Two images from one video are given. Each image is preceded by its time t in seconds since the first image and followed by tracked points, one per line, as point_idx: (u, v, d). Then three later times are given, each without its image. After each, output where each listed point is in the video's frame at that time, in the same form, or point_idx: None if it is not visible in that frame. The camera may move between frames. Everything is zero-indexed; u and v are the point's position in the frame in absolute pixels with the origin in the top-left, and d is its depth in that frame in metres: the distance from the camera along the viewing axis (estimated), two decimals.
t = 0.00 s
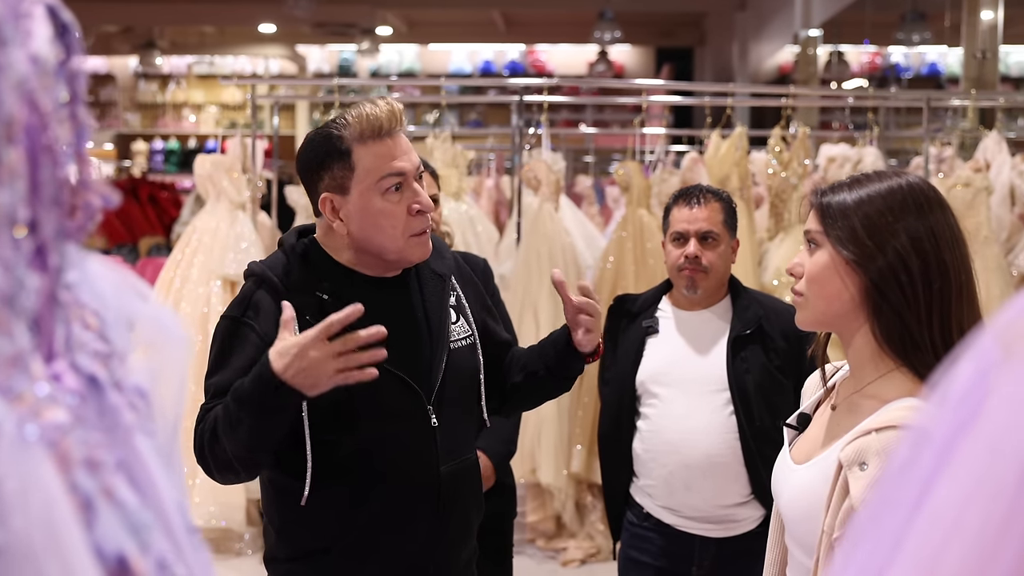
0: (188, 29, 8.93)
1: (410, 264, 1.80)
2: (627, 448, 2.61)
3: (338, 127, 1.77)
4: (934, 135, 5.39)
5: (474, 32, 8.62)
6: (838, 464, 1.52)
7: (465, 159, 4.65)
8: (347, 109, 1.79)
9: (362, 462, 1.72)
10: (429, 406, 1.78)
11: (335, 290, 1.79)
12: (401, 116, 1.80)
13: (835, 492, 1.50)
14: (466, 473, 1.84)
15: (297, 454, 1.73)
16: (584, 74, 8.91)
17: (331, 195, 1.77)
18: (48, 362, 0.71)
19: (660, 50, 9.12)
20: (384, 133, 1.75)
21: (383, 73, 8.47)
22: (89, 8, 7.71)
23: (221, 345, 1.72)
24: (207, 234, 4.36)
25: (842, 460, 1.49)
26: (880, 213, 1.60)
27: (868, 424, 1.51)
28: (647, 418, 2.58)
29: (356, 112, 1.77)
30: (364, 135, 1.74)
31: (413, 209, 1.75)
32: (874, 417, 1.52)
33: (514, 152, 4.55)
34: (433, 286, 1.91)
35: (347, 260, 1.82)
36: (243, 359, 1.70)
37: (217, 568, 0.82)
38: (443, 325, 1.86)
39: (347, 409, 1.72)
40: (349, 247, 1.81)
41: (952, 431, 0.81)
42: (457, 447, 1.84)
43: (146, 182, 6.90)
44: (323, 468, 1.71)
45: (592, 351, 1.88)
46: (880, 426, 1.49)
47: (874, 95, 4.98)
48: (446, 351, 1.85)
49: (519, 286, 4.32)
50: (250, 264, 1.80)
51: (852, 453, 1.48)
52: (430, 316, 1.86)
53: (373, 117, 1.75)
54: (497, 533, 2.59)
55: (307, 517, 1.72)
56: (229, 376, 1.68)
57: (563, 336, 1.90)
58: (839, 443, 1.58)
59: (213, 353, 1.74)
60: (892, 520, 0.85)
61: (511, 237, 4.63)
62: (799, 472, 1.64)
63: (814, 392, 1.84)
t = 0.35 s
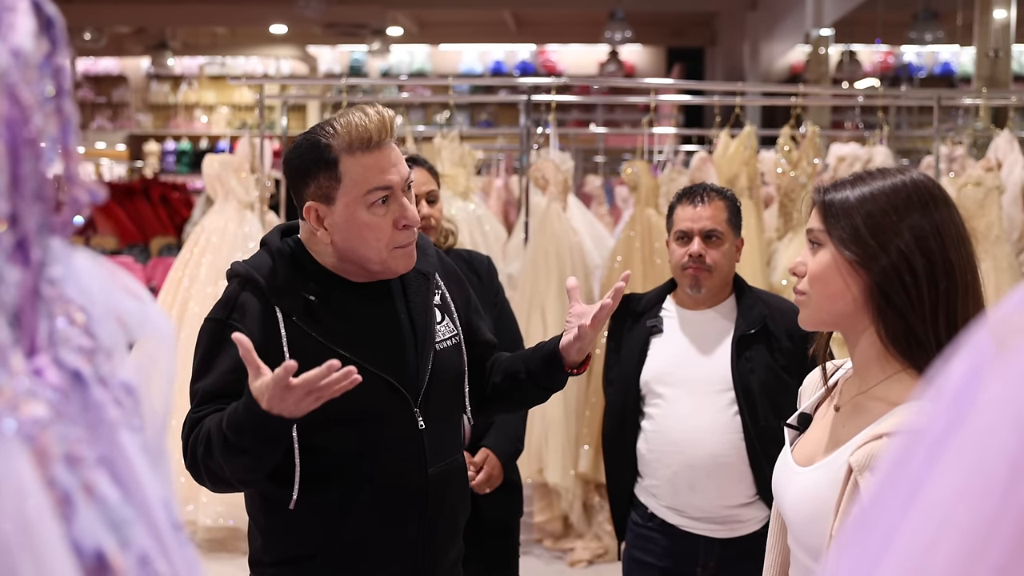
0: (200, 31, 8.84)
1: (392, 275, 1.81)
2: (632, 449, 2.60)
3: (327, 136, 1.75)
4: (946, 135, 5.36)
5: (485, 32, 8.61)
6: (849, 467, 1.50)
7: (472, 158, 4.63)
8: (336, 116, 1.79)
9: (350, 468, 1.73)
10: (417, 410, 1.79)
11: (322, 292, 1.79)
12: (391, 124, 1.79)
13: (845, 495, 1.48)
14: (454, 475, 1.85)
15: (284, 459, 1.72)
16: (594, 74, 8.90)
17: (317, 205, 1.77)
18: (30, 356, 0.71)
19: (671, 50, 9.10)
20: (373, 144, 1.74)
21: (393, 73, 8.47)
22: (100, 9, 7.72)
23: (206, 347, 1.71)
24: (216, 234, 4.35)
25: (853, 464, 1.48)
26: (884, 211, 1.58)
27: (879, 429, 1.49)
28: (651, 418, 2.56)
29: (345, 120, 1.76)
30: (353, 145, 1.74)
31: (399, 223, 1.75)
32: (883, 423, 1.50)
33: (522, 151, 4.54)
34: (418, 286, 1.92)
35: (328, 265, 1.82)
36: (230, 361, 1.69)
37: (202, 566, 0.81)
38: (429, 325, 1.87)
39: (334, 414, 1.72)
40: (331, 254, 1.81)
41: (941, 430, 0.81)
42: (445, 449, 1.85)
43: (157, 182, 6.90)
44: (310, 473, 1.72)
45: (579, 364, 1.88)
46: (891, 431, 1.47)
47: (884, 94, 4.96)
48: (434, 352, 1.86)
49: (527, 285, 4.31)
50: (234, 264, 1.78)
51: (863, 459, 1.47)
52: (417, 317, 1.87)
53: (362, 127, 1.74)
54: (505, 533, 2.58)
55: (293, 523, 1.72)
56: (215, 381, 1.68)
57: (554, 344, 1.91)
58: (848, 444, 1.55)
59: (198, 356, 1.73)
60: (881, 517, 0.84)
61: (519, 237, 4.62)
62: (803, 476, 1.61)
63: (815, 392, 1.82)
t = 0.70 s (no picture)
0: (217, 31, 8.89)
1: (386, 284, 1.84)
2: (642, 448, 2.60)
3: (325, 152, 1.74)
4: (964, 134, 5.33)
5: (500, 32, 8.61)
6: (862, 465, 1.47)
7: (485, 158, 4.63)
8: (334, 127, 1.77)
9: (350, 469, 1.74)
10: (413, 410, 1.81)
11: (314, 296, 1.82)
12: (388, 136, 1.79)
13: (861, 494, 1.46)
14: (447, 475, 1.88)
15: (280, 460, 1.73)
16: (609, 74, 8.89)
17: (315, 220, 1.76)
18: (28, 347, 0.70)
19: (686, 49, 9.07)
20: (375, 161, 1.75)
21: (408, 73, 8.48)
22: (117, 10, 7.75)
23: (199, 353, 1.71)
24: (229, 233, 4.36)
25: (866, 462, 1.46)
26: (894, 208, 1.57)
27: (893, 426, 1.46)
28: (661, 417, 2.55)
29: (346, 137, 1.75)
30: (354, 164, 1.73)
31: (398, 237, 1.78)
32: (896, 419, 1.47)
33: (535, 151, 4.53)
34: (410, 285, 1.94)
35: (322, 269, 1.84)
36: (225, 364, 1.69)
37: (202, 558, 0.81)
38: (422, 324, 1.89)
39: (332, 416, 1.73)
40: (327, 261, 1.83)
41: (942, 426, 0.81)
42: (440, 448, 1.88)
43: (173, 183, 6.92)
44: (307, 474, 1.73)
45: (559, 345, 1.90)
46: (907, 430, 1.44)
47: (901, 93, 4.93)
48: (428, 353, 1.88)
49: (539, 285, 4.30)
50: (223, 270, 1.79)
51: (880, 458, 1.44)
52: (410, 317, 1.89)
53: (362, 144, 1.74)
54: (517, 532, 2.57)
55: (290, 525, 1.72)
56: (203, 388, 1.68)
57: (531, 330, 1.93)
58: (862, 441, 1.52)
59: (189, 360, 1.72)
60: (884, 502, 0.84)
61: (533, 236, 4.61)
62: (816, 474, 1.58)
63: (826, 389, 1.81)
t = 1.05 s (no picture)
0: (238, 31, 8.81)
1: (403, 281, 1.82)
2: (667, 448, 2.58)
3: (344, 141, 1.74)
4: (991, 133, 5.28)
5: (521, 31, 8.59)
6: (902, 468, 1.44)
7: (508, 157, 4.62)
8: (354, 119, 1.77)
9: (375, 464, 1.72)
10: (437, 405, 1.79)
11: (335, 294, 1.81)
12: (408, 128, 1.79)
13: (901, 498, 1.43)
14: (475, 472, 1.86)
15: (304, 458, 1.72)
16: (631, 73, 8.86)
17: (332, 209, 1.76)
18: (50, 347, 0.69)
19: (709, 48, 9.02)
20: (394, 152, 1.74)
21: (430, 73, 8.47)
22: (140, 10, 7.77)
23: (222, 355, 1.70)
24: (252, 232, 4.36)
25: (906, 465, 1.43)
26: (933, 206, 1.54)
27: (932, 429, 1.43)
28: (686, 418, 2.53)
29: (364, 126, 1.74)
30: (373, 154, 1.72)
31: (414, 230, 1.76)
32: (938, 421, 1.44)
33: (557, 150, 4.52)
34: (431, 281, 1.93)
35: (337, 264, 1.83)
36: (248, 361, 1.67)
37: (227, 564, 0.79)
38: (445, 319, 1.88)
39: (356, 412, 1.72)
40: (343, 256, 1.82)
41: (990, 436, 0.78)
42: (466, 446, 1.86)
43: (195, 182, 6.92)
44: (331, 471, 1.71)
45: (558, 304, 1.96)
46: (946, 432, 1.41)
47: (927, 90, 4.89)
48: (451, 348, 1.87)
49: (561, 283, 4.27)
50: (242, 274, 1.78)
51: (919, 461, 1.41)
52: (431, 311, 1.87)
53: (381, 134, 1.74)
54: (541, 536, 2.58)
55: (316, 524, 1.70)
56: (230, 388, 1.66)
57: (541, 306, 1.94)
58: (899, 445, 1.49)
59: (214, 363, 1.72)
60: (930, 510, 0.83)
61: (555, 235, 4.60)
62: (853, 476, 1.55)
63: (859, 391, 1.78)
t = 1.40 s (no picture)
0: (258, 32, 8.71)
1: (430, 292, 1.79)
2: (697, 454, 2.56)
3: (385, 146, 1.70)
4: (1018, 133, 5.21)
5: (541, 31, 8.52)
6: (956, 480, 1.43)
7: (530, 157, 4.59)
8: (398, 126, 1.73)
9: (401, 468, 1.69)
10: (462, 410, 1.75)
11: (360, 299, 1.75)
12: (453, 142, 1.74)
13: (953, 508, 1.42)
14: (500, 480, 1.82)
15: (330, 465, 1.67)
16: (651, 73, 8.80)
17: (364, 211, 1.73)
18: (82, 364, 0.66)
19: (729, 48, 8.95)
20: (435, 165, 1.70)
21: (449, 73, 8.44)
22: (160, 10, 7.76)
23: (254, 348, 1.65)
24: (273, 233, 4.33)
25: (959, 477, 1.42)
26: (986, 211, 1.49)
27: (990, 440, 1.42)
28: (717, 423, 2.51)
29: (409, 134, 1.70)
30: (413, 164, 1.68)
31: (445, 247, 1.72)
32: (996, 432, 1.43)
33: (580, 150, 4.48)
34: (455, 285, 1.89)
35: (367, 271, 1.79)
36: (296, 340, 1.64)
37: None
38: (468, 323, 1.83)
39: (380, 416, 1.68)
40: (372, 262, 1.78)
41: None
42: (491, 453, 1.82)
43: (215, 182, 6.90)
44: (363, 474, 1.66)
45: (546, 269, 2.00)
46: (1002, 443, 1.40)
47: (953, 90, 4.82)
48: (474, 353, 1.83)
49: (585, 284, 4.23)
50: (273, 267, 1.74)
51: (973, 472, 1.40)
52: (455, 314, 1.83)
53: (425, 145, 1.70)
54: (569, 543, 2.57)
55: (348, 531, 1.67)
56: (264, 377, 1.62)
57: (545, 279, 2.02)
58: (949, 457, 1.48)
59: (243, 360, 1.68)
60: None
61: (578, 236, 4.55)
62: (904, 488, 1.54)
63: (906, 400, 1.76)
